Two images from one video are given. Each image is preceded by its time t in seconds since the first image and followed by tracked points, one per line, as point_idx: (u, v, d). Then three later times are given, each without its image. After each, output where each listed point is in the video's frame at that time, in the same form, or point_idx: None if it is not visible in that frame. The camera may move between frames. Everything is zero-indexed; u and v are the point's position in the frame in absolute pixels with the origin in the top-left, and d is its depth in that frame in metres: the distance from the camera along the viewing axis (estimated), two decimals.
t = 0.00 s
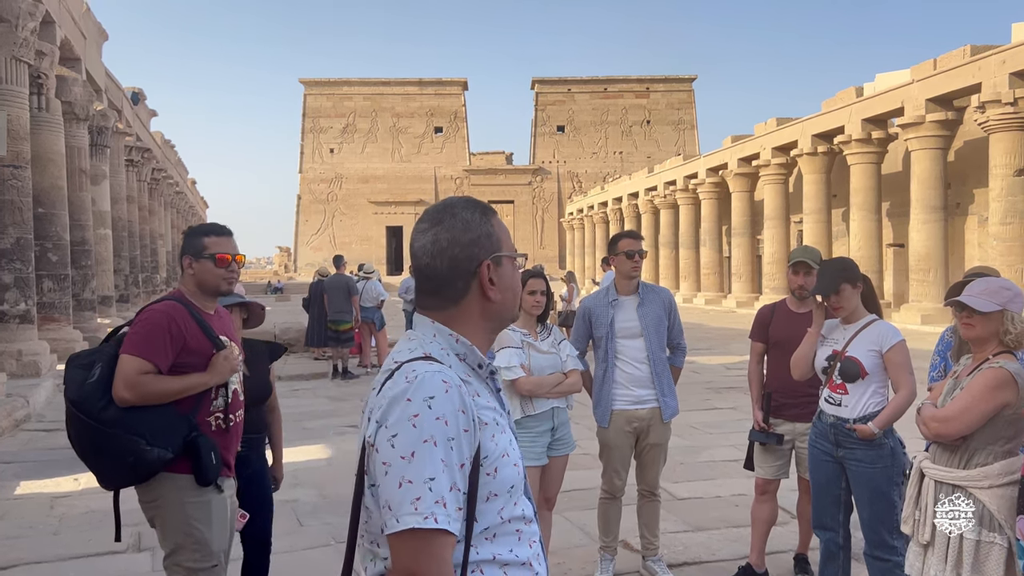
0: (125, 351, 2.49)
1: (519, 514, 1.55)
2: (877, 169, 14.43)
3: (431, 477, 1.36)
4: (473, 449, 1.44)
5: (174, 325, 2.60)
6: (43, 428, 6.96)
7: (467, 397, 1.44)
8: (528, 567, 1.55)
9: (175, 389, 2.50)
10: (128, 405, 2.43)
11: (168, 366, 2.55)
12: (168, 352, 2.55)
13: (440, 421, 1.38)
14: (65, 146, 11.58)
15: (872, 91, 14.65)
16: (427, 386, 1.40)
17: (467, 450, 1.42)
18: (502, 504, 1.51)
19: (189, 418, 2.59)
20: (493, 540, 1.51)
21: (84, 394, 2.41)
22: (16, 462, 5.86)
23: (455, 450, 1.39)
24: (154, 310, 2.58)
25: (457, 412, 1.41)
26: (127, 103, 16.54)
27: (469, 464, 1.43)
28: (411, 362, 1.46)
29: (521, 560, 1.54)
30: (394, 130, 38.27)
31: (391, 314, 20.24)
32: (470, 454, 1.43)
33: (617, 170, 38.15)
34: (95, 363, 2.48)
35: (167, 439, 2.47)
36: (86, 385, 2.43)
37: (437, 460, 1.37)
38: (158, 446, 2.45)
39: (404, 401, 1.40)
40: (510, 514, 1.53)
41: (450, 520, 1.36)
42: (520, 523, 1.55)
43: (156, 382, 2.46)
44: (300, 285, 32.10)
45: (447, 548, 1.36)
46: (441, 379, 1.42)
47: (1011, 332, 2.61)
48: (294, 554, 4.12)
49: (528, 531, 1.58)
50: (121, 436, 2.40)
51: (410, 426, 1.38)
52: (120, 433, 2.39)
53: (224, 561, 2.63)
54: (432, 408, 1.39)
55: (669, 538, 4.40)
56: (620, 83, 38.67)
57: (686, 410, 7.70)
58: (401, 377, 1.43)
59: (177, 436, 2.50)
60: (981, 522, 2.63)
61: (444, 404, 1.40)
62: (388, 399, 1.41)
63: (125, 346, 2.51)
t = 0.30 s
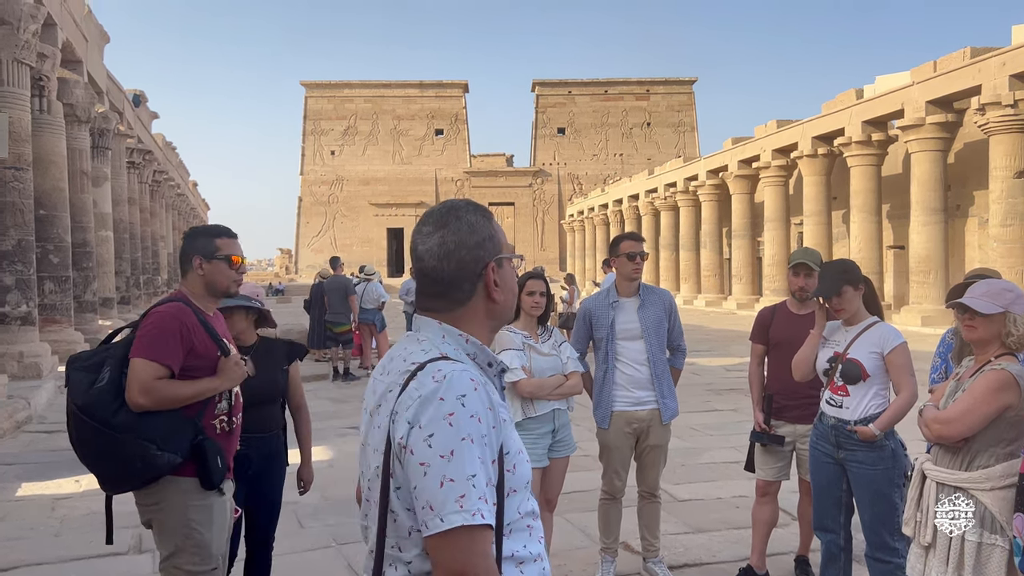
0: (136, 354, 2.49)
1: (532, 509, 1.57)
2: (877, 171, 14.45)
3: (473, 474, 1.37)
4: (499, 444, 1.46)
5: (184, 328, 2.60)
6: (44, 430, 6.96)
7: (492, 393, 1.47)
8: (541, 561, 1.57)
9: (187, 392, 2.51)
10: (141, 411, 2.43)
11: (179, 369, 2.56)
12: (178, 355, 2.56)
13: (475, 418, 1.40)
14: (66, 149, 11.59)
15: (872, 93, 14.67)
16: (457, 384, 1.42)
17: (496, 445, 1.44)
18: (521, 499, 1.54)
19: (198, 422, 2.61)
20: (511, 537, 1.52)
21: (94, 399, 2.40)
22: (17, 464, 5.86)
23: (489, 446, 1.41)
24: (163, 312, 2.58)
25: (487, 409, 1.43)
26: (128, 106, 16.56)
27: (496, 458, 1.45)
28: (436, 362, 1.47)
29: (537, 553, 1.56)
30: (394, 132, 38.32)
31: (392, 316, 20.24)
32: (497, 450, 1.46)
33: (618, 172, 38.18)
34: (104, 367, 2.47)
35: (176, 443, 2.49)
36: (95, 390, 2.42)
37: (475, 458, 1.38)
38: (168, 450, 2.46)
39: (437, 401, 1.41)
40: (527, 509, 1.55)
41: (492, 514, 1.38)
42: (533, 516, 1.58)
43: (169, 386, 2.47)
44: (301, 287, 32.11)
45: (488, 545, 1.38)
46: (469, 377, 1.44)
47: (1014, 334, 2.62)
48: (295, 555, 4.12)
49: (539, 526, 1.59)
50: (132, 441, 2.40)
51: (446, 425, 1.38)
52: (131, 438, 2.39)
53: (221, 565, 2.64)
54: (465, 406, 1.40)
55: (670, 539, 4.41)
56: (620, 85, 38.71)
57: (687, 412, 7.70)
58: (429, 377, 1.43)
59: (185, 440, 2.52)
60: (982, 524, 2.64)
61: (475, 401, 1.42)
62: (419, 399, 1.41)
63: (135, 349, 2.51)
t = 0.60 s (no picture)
0: (155, 356, 2.47)
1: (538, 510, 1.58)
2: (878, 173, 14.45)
3: (485, 476, 1.37)
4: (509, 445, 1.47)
5: (200, 330, 2.60)
6: (44, 432, 6.96)
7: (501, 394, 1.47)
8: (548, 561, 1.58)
9: (205, 392, 2.52)
10: (160, 411, 2.45)
11: (195, 369, 2.55)
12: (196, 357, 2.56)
13: (485, 420, 1.40)
14: (68, 150, 11.60)
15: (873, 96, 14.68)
16: (467, 386, 1.42)
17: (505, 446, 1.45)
18: (527, 500, 1.54)
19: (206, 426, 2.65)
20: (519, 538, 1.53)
21: (111, 400, 2.39)
22: (17, 467, 5.85)
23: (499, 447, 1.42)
24: (178, 313, 2.56)
25: (496, 410, 1.44)
26: (129, 108, 16.57)
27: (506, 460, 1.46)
28: (442, 365, 1.47)
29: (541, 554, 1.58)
30: (395, 134, 38.34)
31: (393, 318, 20.24)
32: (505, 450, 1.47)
33: (618, 175, 38.21)
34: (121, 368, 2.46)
35: (188, 446, 2.51)
36: (111, 391, 2.41)
37: (486, 459, 1.39)
38: (181, 452, 2.49)
39: (447, 404, 1.40)
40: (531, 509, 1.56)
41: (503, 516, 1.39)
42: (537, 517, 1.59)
43: (190, 386, 2.48)
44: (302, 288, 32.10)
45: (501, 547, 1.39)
46: (478, 379, 1.44)
47: (1015, 338, 2.62)
48: (295, 557, 4.13)
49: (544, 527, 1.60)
50: (147, 443, 2.41)
51: (457, 427, 1.38)
52: (146, 439, 2.41)
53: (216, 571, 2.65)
54: (474, 409, 1.40)
55: (670, 542, 4.41)
56: (621, 87, 38.74)
57: (688, 414, 7.70)
58: (437, 379, 1.43)
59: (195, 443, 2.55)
60: (984, 528, 2.63)
61: (485, 402, 1.42)
62: (428, 403, 1.41)
63: (153, 350, 2.49)
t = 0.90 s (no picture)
0: (163, 355, 2.47)
1: (532, 513, 1.57)
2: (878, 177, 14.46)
3: (466, 481, 1.37)
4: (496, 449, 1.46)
5: (203, 330, 2.60)
6: (44, 434, 6.96)
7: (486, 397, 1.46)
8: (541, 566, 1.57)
9: (215, 390, 2.54)
10: (174, 412, 2.46)
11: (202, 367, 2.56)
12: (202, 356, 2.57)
13: (467, 424, 1.40)
14: (68, 153, 11.60)
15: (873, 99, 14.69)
16: (449, 391, 1.41)
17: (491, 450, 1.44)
18: (519, 504, 1.53)
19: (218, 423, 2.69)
20: (510, 543, 1.52)
21: (125, 403, 2.40)
22: (17, 469, 5.84)
23: (483, 452, 1.41)
24: (181, 314, 2.56)
25: (480, 414, 1.43)
26: (130, 110, 16.58)
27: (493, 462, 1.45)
28: (426, 369, 1.47)
29: (534, 559, 1.56)
30: (396, 137, 38.38)
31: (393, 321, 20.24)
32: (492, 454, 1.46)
33: (619, 178, 38.24)
34: (131, 371, 2.46)
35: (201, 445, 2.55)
36: (124, 394, 2.41)
37: (468, 463, 1.38)
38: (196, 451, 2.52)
39: (428, 408, 1.40)
40: (525, 513, 1.55)
41: (485, 521, 1.38)
42: (532, 521, 1.57)
43: (201, 385, 2.50)
44: (302, 291, 32.09)
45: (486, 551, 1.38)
46: (462, 383, 1.43)
47: (1017, 341, 2.61)
48: (294, 560, 4.12)
49: (539, 530, 1.59)
50: (161, 443, 2.43)
51: (438, 432, 1.38)
52: (161, 439, 2.43)
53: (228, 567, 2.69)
54: (457, 413, 1.40)
55: (670, 545, 4.40)
56: (621, 91, 38.80)
57: (688, 417, 7.69)
58: (421, 384, 1.43)
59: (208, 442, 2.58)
60: (986, 533, 2.63)
61: (468, 407, 1.41)
62: (411, 407, 1.41)
63: (159, 351, 2.49)
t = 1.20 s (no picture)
0: (166, 367, 2.46)
1: (519, 529, 1.53)
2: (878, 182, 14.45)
3: (426, 496, 1.35)
4: (466, 464, 1.44)
5: (205, 340, 2.61)
6: (43, 439, 6.94)
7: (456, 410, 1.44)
8: None
9: (218, 398, 2.54)
10: (178, 421, 2.45)
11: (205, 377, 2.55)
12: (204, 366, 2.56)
13: (429, 438, 1.38)
14: (69, 157, 11.60)
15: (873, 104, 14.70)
16: (414, 404, 1.40)
17: (459, 467, 1.41)
18: (499, 520, 1.50)
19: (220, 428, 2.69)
20: (490, 558, 1.49)
21: (129, 414, 2.38)
22: (15, 474, 5.83)
23: (447, 467, 1.38)
24: (183, 325, 2.56)
25: (447, 428, 1.41)
26: (131, 114, 16.61)
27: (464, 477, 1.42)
28: (397, 382, 1.46)
29: None
30: (396, 141, 38.44)
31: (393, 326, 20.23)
32: (463, 469, 1.43)
33: (619, 182, 38.27)
34: (134, 383, 2.45)
35: (205, 452, 2.53)
36: (127, 407, 2.39)
37: (429, 478, 1.36)
38: (200, 457, 2.51)
39: (391, 422, 1.40)
40: (510, 531, 1.51)
41: (446, 537, 1.35)
42: (519, 538, 1.53)
43: (204, 394, 2.50)
44: (301, 295, 32.07)
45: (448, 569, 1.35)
46: (428, 396, 1.42)
47: (1015, 348, 2.61)
48: (292, 567, 4.11)
49: (527, 546, 1.55)
50: (167, 452, 2.42)
51: (398, 446, 1.37)
52: (167, 449, 2.42)
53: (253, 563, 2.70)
54: (419, 426, 1.38)
55: (670, 552, 4.39)
56: (621, 95, 38.85)
57: (687, 423, 7.68)
58: (388, 398, 1.43)
59: (211, 447, 2.57)
60: (986, 541, 2.62)
61: (433, 420, 1.39)
62: (376, 420, 1.41)
63: (162, 362, 2.48)
